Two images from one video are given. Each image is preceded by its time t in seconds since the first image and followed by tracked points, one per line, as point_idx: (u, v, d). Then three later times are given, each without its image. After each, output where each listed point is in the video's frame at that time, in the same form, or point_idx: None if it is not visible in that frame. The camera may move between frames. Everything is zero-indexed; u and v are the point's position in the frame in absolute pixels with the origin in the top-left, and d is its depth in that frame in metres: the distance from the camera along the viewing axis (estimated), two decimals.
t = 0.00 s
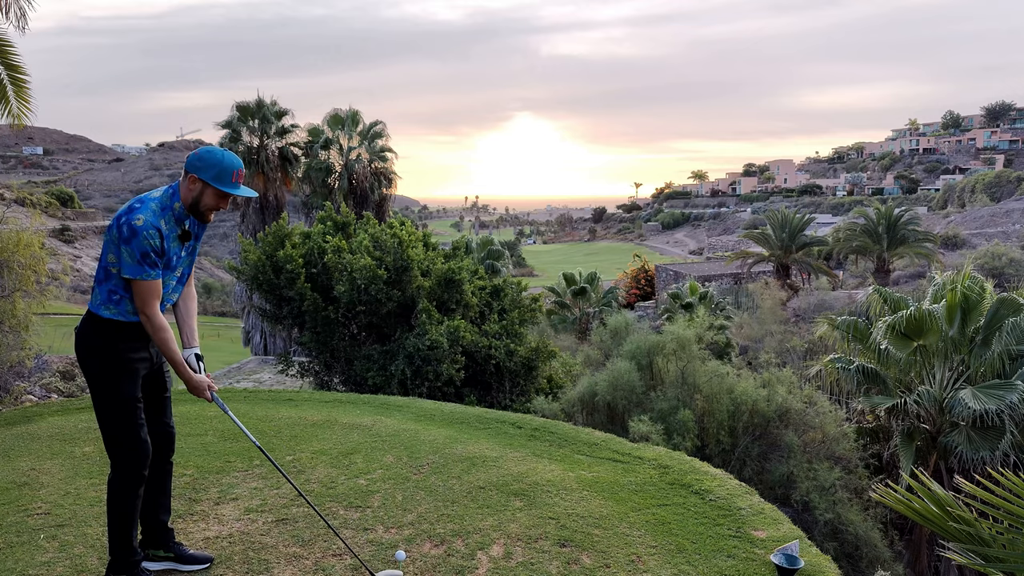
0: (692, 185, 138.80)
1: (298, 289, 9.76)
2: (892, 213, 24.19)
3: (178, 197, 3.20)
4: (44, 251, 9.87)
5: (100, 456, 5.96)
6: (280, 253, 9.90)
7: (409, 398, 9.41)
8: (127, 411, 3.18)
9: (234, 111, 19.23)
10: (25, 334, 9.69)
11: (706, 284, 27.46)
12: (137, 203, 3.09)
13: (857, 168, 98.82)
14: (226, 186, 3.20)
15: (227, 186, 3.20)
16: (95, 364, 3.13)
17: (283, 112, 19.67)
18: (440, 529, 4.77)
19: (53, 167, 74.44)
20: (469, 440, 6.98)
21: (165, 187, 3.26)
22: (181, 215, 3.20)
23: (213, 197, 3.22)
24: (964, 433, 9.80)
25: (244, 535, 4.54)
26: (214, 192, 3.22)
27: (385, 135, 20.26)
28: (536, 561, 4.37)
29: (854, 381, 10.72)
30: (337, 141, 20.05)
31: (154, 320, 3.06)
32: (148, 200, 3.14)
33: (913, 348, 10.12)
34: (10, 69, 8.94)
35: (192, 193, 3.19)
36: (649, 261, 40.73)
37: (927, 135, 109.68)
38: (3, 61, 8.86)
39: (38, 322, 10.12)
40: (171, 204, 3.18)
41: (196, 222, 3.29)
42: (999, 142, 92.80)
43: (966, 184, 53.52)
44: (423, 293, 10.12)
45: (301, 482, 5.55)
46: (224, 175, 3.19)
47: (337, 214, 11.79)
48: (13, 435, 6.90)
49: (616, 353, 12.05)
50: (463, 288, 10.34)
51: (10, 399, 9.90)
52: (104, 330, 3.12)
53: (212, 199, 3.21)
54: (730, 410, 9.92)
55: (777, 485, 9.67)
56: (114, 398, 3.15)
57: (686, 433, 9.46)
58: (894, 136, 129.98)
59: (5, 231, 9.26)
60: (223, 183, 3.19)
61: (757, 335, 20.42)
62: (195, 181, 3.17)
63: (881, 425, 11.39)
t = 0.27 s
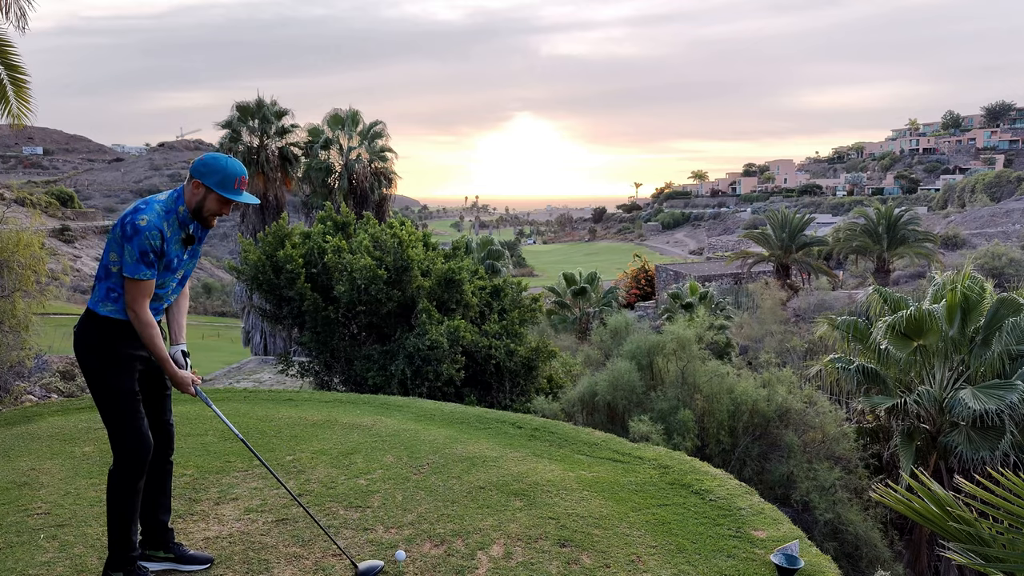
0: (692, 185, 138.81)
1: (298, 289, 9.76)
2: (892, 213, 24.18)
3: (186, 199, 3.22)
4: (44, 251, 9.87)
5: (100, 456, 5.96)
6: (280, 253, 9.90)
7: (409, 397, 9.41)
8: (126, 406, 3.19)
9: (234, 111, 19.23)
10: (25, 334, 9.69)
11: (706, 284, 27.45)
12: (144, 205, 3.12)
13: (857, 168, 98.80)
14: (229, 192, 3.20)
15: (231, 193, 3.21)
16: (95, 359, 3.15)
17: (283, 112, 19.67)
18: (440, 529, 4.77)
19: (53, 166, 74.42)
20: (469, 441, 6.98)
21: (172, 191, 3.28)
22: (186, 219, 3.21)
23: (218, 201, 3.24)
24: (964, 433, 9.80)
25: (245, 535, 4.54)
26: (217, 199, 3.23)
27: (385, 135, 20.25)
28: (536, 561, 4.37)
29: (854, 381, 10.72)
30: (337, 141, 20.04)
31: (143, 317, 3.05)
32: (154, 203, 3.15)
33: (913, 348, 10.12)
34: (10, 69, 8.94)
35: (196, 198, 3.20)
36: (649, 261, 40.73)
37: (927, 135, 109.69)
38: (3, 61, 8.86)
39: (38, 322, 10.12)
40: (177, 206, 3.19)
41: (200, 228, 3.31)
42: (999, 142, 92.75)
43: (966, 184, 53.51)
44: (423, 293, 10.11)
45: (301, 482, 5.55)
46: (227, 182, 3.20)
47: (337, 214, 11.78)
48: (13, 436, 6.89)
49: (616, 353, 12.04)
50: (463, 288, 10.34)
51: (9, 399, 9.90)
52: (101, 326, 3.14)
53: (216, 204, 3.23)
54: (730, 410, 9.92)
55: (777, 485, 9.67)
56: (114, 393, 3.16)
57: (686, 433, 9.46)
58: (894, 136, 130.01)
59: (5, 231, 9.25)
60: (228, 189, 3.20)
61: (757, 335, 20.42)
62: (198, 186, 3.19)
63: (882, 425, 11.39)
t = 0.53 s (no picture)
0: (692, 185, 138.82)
1: (298, 289, 9.76)
2: (892, 213, 24.18)
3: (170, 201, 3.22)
4: (44, 251, 9.86)
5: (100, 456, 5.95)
6: (280, 253, 9.90)
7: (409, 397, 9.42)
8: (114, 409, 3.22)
9: (234, 110, 19.22)
10: (25, 334, 9.69)
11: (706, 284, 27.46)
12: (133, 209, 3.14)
13: (857, 168, 98.80)
14: (210, 192, 3.18)
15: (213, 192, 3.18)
16: (85, 361, 3.18)
17: (283, 112, 19.67)
18: (440, 529, 4.77)
19: (53, 167, 74.43)
20: (469, 441, 6.97)
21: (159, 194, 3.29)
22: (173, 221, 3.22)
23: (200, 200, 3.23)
24: (964, 433, 9.80)
25: (245, 535, 4.54)
26: (195, 196, 3.21)
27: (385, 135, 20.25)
28: (536, 562, 4.37)
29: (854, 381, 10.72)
30: (337, 141, 20.04)
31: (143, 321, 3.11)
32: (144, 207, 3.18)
33: (913, 348, 10.13)
34: (10, 69, 8.94)
35: (178, 197, 3.19)
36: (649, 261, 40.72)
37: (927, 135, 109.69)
38: (3, 61, 8.86)
39: (38, 322, 10.12)
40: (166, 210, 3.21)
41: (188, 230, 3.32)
42: (1000, 142, 92.70)
43: (966, 184, 53.51)
44: (423, 293, 10.11)
45: (301, 482, 5.55)
46: (209, 181, 3.18)
47: (337, 214, 11.77)
48: (13, 436, 6.89)
49: (616, 353, 12.04)
50: (463, 288, 10.34)
51: (9, 399, 9.89)
52: (93, 328, 3.17)
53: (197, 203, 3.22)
54: (730, 410, 9.92)
55: (777, 485, 9.68)
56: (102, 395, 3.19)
57: (686, 433, 9.46)
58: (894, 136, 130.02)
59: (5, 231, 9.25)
60: (211, 189, 3.19)
61: (757, 335, 20.43)
62: (180, 186, 3.18)
63: (882, 425, 11.39)
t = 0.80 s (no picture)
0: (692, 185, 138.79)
1: (299, 288, 9.75)
2: (893, 212, 24.17)
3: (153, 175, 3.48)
4: (45, 250, 9.85)
5: (100, 454, 5.95)
6: (280, 252, 9.90)
7: (410, 396, 9.42)
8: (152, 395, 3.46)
9: (235, 110, 19.22)
10: (26, 333, 9.68)
11: (707, 283, 27.45)
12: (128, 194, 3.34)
13: (857, 168, 98.72)
14: (189, 150, 3.51)
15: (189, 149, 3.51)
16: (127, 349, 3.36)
17: (283, 111, 19.65)
18: (440, 528, 4.76)
19: (54, 166, 74.46)
20: (470, 439, 6.97)
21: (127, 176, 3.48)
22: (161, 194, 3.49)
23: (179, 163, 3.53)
24: (965, 432, 9.80)
25: (245, 534, 4.53)
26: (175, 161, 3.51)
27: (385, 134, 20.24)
28: (536, 561, 4.36)
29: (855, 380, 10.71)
30: (337, 140, 20.02)
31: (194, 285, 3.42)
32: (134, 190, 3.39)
33: (913, 347, 10.12)
34: (10, 68, 8.94)
35: (162, 169, 3.48)
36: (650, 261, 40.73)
37: (927, 135, 109.65)
38: (3, 60, 8.85)
39: (39, 321, 10.12)
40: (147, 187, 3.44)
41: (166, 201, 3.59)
42: (1001, 141, 92.61)
43: (967, 183, 53.47)
44: (423, 293, 10.10)
45: (301, 481, 5.55)
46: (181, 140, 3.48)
47: (337, 213, 11.76)
48: (14, 434, 6.89)
49: (616, 352, 12.02)
50: (463, 287, 10.33)
51: (10, 398, 9.90)
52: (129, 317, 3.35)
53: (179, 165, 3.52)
54: (731, 409, 9.91)
55: (778, 484, 9.68)
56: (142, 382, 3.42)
57: (687, 432, 9.46)
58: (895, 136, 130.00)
59: (6, 230, 9.25)
60: (181, 148, 3.48)
61: (757, 334, 20.42)
62: (163, 158, 3.46)
63: (882, 424, 11.39)
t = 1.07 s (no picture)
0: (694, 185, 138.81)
1: (301, 287, 9.75)
2: (895, 211, 24.17)
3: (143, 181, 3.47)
4: (47, 249, 9.85)
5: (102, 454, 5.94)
6: (282, 251, 9.89)
7: (412, 395, 9.42)
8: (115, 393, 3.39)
9: (237, 109, 19.24)
10: (28, 333, 9.68)
11: (709, 282, 27.46)
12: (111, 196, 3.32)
13: (859, 168, 98.66)
14: (178, 160, 3.45)
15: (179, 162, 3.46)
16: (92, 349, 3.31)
17: (285, 110, 19.66)
18: (441, 527, 4.77)
19: (58, 166, 74.62)
20: (472, 439, 6.97)
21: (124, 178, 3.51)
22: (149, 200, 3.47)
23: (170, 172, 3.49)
24: (967, 431, 9.80)
25: (246, 533, 4.54)
26: (169, 170, 3.48)
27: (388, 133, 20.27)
28: (537, 560, 4.36)
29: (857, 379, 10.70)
30: (338, 139, 20.02)
31: (150, 296, 3.28)
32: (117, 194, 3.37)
33: (915, 346, 10.12)
34: (11, 67, 8.92)
35: (148, 174, 3.45)
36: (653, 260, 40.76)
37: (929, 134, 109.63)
38: (4, 59, 8.84)
39: (40, 321, 10.12)
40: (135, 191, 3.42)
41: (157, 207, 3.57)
42: (1003, 141, 92.51)
43: (969, 182, 53.44)
44: (425, 292, 10.10)
45: (303, 481, 5.55)
46: (174, 149, 3.44)
47: (339, 212, 11.75)
48: (15, 434, 6.89)
49: (619, 351, 12.02)
50: (465, 286, 10.32)
51: (12, 397, 9.90)
52: (93, 319, 3.32)
53: (168, 175, 3.48)
54: (733, 408, 9.91)
55: (780, 483, 9.68)
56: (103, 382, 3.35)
57: (688, 431, 9.47)
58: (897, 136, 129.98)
59: (8, 229, 9.27)
60: (170, 157, 3.43)
61: (759, 333, 20.42)
62: (149, 163, 3.44)
63: (884, 424, 11.37)
